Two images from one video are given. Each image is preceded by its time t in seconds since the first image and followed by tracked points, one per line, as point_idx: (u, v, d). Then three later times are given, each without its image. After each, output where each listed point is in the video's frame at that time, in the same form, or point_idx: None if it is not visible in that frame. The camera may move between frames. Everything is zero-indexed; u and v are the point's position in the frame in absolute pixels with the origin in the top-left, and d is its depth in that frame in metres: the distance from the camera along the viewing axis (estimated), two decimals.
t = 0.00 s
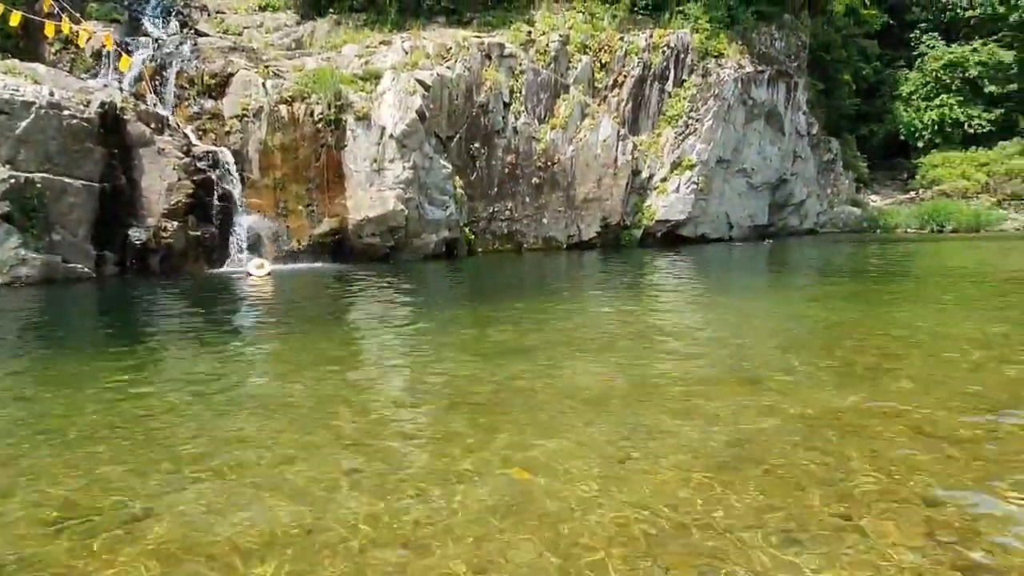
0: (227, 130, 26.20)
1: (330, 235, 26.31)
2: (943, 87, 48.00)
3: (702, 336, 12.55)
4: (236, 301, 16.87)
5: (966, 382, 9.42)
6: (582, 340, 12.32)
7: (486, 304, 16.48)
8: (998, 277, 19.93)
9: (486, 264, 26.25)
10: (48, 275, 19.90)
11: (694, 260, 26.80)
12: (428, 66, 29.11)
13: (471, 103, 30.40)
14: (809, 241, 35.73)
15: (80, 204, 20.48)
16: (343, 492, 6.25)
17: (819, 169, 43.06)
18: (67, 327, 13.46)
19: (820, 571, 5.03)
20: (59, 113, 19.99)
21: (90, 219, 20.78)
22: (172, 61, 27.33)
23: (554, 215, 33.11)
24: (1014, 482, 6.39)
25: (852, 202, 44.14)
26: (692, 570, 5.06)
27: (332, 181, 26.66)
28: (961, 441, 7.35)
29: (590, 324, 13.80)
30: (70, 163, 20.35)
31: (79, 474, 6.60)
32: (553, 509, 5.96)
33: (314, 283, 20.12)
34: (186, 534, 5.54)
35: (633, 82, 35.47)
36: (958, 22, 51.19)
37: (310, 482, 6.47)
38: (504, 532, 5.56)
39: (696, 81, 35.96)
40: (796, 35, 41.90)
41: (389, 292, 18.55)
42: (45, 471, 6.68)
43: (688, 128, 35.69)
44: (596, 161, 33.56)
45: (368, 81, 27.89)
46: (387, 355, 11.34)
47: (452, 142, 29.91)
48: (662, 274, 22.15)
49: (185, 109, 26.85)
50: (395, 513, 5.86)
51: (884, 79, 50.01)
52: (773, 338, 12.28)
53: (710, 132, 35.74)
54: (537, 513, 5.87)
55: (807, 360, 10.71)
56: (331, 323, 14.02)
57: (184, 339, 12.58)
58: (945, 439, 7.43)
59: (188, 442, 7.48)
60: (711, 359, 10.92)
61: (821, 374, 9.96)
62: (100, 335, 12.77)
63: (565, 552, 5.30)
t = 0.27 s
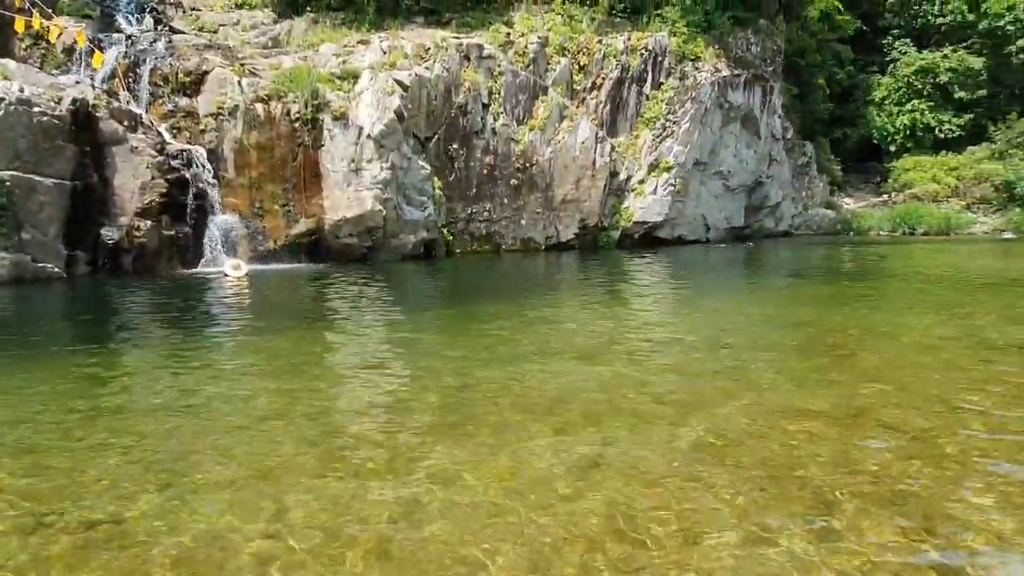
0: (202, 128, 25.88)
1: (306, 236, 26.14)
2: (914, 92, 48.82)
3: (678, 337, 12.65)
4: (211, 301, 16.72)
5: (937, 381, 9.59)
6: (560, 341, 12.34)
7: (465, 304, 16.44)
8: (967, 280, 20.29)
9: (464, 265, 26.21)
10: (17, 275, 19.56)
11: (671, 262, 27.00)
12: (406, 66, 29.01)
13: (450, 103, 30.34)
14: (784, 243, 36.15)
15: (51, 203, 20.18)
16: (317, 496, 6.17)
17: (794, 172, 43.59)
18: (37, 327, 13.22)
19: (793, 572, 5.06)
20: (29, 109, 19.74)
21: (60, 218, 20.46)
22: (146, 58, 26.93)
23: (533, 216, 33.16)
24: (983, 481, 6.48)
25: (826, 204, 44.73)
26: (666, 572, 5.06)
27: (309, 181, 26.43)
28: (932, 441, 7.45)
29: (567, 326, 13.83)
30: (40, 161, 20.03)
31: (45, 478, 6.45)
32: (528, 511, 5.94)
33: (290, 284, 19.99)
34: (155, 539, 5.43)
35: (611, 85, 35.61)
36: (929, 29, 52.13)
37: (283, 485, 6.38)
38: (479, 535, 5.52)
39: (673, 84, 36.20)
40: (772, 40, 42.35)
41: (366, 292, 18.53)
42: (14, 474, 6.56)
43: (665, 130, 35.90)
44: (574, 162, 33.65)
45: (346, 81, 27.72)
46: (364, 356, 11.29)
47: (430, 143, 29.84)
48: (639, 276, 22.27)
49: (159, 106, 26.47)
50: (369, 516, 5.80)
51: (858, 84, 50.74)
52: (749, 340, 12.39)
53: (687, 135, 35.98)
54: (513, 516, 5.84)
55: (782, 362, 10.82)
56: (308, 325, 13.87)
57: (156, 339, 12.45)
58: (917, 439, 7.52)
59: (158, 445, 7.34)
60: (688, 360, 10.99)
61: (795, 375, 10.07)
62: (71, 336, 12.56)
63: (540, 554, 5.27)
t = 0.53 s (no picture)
0: (171, 126, 25.54)
1: (277, 236, 25.91)
2: (881, 98, 49.77)
3: (650, 338, 12.77)
4: (180, 301, 16.56)
5: (901, 381, 9.78)
6: (533, 342, 12.38)
7: (438, 305, 16.40)
8: (931, 282, 20.74)
9: (438, 266, 26.14)
10: None
11: (643, 263, 27.18)
12: (380, 66, 28.87)
13: (424, 104, 30.23)
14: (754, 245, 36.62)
15: (14, 202, 19.72)
16: (282, 499, 6.08)
17: (764, 175, 44.18)
18: None
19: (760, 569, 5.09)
20: None
21: (23, 217, 20.03)
22: (113, 54, 26.40)
23: (506, 217, 33.18)
24: (944, 476, 6.62)
25: (796, 207, 45.39)
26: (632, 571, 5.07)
27: (281, 180, 26.14)
28: (895, 441, 7.56)
29: (541, 327, 13.85)
30: (3, 158, 19.52)
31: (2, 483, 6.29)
32: (496, 513, 5.91)
33: (260, 284, 19.80)
34: (112, 544, 5.30)
35: (584, 87, 35.75)
36: (896, 36, 53.21)
37: (248, 488, 6.28)
38: (446, 537, 5.48)
39: (646, 87, 36.48)
40: (743, 44, 42.89)
41: (339, 293, 18.51)
42: None
43: (638, 132, 36.12)
44: (547, 164, 33.71)
45: (319, 80, 27.52)
46: (335, 356, 11.24)
47: (403, 143, 29.74)
48: (613, 278, 22.38)
49: (126, 104, 25.96)
50: (334, 519, 5.72)
51: (827, 89, 51.48)
52: (719, 340, 12.53)
53: (660, 137, 36.24)
54: (481, 518, 5.81)
55: (751, 362, 10.97)
56: (279, 325, 13.76)
57: (123, 338, 12.35)
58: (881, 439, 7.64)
59: (119, 448, 7.18)
60: (660, 360, 11.09)
61: (764, 375, 10.21)
62: (35, 335, 12.44)
63: (507, 556, 5.25)
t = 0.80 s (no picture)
0: (137, 124, 25.07)
1: (247, 236, 25.66)
2: (848, 103, 50.60)
3: (621, 339, 12.90)
4: (147, 301, 16.41)
5: (865, 382, 9.97)
6: (505, 343, 12.43)
7: (411, 306, 16.33)
8: (896, 284, 21.19)
9: (411, 267, 26.04)
10: None
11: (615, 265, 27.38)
12: (352, 65, 28.66)
13: (396, 104, 30.08)
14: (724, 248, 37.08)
15: None
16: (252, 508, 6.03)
17: (735, 179, 44.74)
18: None
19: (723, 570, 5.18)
20: None
21: None
22: (79, 50, 25.81)
23: (479, 219, 33.19)
24: (903, 475, 6.77)
25: (766, 210, 46.00)
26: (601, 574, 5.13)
27: (251, 179, 25.85)
28: (858, 439, 7.73)
29: (513, 328, 13.87)
30: None
31: None
32: (468, 517, 5.94)
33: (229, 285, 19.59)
34: (79, 560, 5.25)
35: (558, 89, 35.78)
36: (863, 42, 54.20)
37: (215, 497, 6.23)
38: (416, 545, 5.49)
39: (619, 90, 36.67)
40: (714, 49, 43.41)
41: (310, 293, 18.49)
42: None
43: (611, 135, 36.25)
44: (521, 165, 33.64)
45: (290, 79, 27.24)
46: (308, 360, 11.03)
47: (376, 144, 29.59)
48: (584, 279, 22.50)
49: (91, 101, 25.44)
50: (304, 530, 5.69)
51: (796, 94, 52.03)
52: (689, 341, 12.66)
53: (632, 140, 36.35)
54: (452, 523, 5.84)
55: (720, 363, 11.12)
56: (248, 326, 13.64)
57: (88, 337, 12.35)
58: (845, 437, 7.79)
59: (88, 455, 7.09)
60: (631, 361, 11.19)
61: (732, 376, 10.36)
62: None
63: (479, 561, 5.27)
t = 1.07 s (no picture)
0: (108, 121, 24.57)
1: (221, 235, 25.41)
2: (822, 107, 51.24)
3: (598, 340, 12.92)
4: (119, 301, 16.19)
5: (839, 383, 10.08)
6: (483, 344, 12.40)
7: (389, 307, 16.24)
8: (869, 286, 21.50)
9: (389, 267, 25.86)
10: None
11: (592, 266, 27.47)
12: (328, 64, 28.46)
13: (373, 104, 29.90)
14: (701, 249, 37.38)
15: None
16: (220, 513, 5.94)
17: (711, 181, 45.15)
18: None
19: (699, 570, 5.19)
20: None
21: None
22: (48, 45, 25.39)
23: (457, 219, 33.15)
24: (875, 475, 6.85)
25: (742, 212, 46.51)
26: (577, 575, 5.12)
27: (225, 178, 25.58)
28: (832, 439, 7.81)
29: (491, 329, 13.83)
30: None
31: None
32: (441, 520, 5.90)
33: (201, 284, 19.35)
34: (42, 566, 5.13)
35: (536, 90, 35.80)
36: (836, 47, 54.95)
37: (187, 500, 6.13)
38: (387, 549, 5.44)
39: (596, 92, 36.78)
40: (690, 52, 43.83)
41: (286, 293, 18.37)
42: None
43: (589, 136, 36.36)
44: (498, 166, 33.61)
45: (265, 77, 26.98)
46: (283, 360, 10.96)
47: (353, 143, 29.41)
48: (562, 280, 22.54)
49: (61, 97, 24.91)
50: (272, 535, 5.61)
51: (771, 97, 52.48)
52: (666, 342, 12.72)
53: (610, 142, 36.50)
54: (424, 526, 5.79)
55: (696, 364, 11.19)
56: (222, 326, 13.48)
57: (56, 337, 12.14)
58: (816, 436, 7.87)
59: (54, 458, 6.95)
60: (608, 362, 11.21)
61: (708, 376, 10.42)
62: None
63: (450, 565, 5.23)
